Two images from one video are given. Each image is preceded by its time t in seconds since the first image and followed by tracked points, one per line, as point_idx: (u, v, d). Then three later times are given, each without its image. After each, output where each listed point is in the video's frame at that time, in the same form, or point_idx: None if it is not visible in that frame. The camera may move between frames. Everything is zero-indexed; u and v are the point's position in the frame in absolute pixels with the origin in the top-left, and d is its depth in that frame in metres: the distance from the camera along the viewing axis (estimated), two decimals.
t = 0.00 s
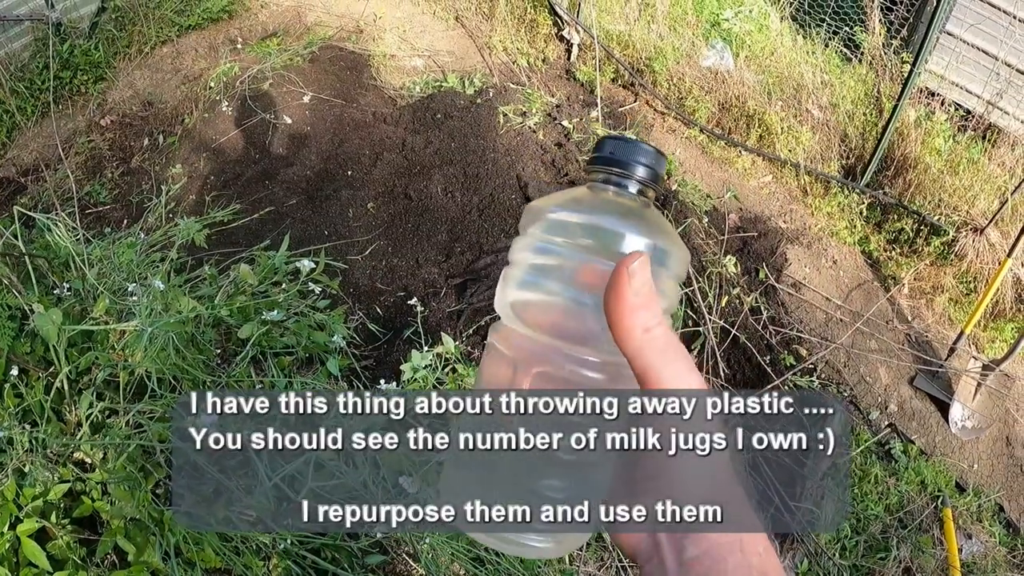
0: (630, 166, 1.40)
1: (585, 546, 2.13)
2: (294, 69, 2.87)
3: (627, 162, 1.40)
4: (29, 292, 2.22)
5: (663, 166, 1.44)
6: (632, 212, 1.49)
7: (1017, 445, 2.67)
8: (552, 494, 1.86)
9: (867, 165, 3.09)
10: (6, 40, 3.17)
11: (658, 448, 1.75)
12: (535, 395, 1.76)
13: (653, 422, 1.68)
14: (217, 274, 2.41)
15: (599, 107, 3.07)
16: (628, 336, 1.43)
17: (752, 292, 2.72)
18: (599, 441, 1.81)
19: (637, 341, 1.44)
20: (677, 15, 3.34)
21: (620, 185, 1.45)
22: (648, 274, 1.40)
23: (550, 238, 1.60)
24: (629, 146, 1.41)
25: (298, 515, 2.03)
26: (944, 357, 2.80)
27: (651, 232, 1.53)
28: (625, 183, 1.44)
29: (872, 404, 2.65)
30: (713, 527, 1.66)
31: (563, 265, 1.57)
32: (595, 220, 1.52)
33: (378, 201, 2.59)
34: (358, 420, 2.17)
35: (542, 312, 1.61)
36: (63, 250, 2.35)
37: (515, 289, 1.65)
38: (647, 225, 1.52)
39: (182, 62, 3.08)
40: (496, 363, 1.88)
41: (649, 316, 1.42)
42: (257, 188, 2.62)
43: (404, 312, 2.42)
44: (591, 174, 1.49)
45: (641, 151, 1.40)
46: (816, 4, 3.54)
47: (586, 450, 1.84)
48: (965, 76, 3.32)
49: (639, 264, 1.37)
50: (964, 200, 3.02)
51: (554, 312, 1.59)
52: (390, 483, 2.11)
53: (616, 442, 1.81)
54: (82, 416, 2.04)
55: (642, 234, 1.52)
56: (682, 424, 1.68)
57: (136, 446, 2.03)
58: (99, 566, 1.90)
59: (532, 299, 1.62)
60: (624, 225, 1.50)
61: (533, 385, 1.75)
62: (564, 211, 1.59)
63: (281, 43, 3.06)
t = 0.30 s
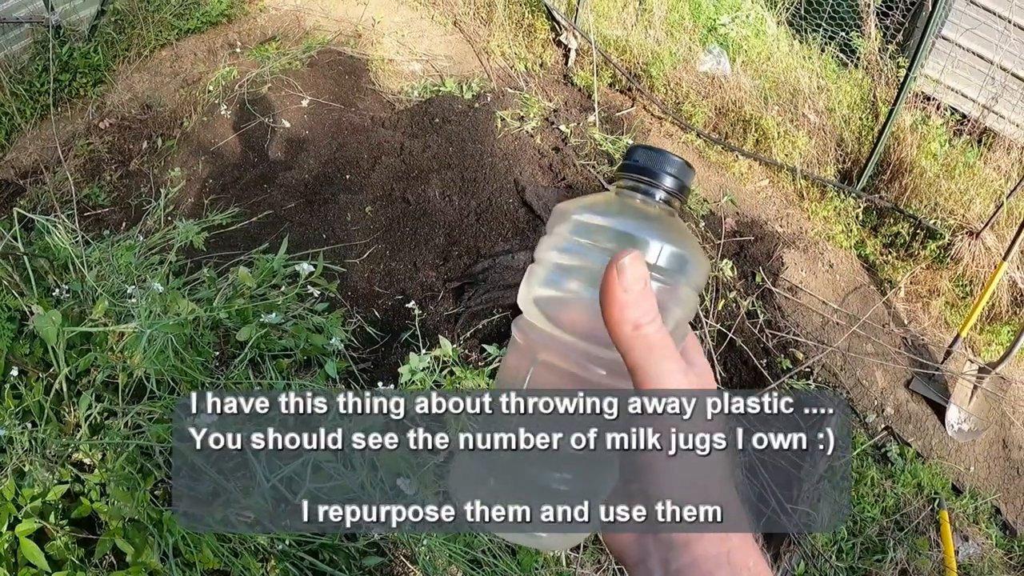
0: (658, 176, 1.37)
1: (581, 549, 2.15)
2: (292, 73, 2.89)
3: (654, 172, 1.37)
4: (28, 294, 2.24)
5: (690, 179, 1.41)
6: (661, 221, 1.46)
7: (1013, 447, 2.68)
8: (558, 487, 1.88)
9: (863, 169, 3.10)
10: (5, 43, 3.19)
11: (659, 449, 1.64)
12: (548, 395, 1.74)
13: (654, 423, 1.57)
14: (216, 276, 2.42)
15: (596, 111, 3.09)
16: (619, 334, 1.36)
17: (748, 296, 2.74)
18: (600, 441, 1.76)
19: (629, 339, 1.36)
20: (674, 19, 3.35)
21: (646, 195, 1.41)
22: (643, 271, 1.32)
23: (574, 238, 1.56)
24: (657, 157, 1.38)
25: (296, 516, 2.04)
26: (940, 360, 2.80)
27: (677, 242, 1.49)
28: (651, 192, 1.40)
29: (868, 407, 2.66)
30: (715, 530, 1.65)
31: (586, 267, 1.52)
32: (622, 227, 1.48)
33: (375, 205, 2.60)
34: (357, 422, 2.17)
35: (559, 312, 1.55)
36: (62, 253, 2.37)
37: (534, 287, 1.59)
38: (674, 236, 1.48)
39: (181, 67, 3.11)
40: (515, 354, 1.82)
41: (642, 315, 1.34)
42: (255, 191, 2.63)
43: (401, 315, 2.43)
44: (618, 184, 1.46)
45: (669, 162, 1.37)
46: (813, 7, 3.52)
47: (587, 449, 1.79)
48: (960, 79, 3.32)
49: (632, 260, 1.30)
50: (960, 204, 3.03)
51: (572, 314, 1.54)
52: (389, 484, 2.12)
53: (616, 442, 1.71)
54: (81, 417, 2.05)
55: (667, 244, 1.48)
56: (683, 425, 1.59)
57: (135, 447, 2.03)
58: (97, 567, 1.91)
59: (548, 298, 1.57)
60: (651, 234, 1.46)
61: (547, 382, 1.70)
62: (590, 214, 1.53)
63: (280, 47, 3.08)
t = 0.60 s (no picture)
0: (609, 156, 1.16)
1: (582, 549, 2.13)
2: (294, 76, 2.90)
3: (604, 152, 1.16)
4: (30, 295, 2.25)
5: (649, 140, 1.19)
6: (610, 191, 1.35)
7: (1014, 448, 2.68)
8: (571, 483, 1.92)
9: (862, 172, 3.12)
10: (8, 46, 3.20)
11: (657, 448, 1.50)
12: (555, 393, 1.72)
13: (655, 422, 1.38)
14: (218, 278, 2.43)
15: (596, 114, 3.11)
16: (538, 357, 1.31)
17: (748, 297, 2.76)
18: (600, 442, 1.47)
19: (547, 360, 1.31)
20: (674, 22, 3.36)
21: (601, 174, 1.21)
22: (536, 290, 1.25)
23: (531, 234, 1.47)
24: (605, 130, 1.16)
25: (296, 516, 2.05)
26: (941, 362, 2.81)
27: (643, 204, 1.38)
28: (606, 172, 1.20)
29: (869, 408, 2.67)
30: (713, 529, 1.57)
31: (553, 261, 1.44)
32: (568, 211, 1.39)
33: (376, 208, 2.61)
34: (358, 423, 2.19)
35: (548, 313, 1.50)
36: (64, 254, 2.38)
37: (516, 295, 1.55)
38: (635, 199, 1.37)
39: (183, 70, 3.13)
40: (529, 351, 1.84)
41: (546, 337, 1.27)
42: (257, 195, 2.65)
43: (402, 317, 2.45)
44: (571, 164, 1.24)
45: (620, 136, 1.15)
46: (813, 10, 3.54)
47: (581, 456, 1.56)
48: (959, 82, 3.35)
49: (517, 285, 1.24)
50: (959, 205, 3.04)
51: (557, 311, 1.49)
52: (389, 484, 2.12)
53: (616, 442, 1.47)
54: (83, 417, 2.06)
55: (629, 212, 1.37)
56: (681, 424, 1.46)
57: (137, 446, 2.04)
58: (99, 566, 1.93)
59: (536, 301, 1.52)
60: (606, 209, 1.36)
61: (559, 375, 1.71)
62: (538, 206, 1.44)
63: (281, 51, 3.09)
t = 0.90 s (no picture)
0: (592, 168, 1.13)
1: (578, 549, 2.13)
2: (293, 75, 2.91)
3: (587, 168, 1.12)
4: (29, 291, 2.26)
5: (622, 135, 1.15)
6: (589, 200, 1.25)
7: (1010, 452, 2.69)
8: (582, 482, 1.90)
9: (860, 175, 3.13)
10: (8, 42, 3.22)
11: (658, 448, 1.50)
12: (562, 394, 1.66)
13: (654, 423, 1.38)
14: (216, 276, 2.44)
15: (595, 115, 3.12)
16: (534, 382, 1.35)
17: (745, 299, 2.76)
18: (599, 441, 1.47)
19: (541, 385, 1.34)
20: (674, 25, 3.38)
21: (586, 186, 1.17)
22: (519, 324, 1.27)
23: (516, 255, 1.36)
24: (581, 145, 1.12)
25: (293, 513, 2.05)
26: (937, 365, 2.82)
27: (625, 214, 1.27)
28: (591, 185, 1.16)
29: (865, 411, 2.68)
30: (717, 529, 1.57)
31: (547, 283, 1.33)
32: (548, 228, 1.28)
33: (375, 207, 2.62)
34: (356, 422, 2.19)
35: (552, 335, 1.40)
36: (63, 250, 2.39)
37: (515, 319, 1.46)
38: (618, 204, 1.26)
39: (183, 68, 3.13)
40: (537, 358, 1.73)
41: (537, 363, 1.29)
42: (256, 193, 2.65)
43: (400, 316, 2.45)
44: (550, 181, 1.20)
45: (595, 144, 1.12)
46: (812, 14, 3.57)
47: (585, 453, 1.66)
48: (957, 86, 3.36)
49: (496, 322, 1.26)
50: (956, 209, 3.05)
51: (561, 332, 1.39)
52: (386, 482, 2.13)
53: (616, 442, 1.48)
54: (81, 413, 2.07)
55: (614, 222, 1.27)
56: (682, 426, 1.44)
57: (135, 442, 2.05)
58: (95, 562, 1.92)
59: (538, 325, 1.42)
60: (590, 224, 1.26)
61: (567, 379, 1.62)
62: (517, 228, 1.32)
63: (281, 50, 3.10)
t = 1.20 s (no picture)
0: (685, 167, 1.23)
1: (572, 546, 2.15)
2: (290, 71, 2.91)
3: (678, 168, 1.23)
4: (25, 286, 2.27)
5: (719, 164, 1.26)
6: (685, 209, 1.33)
7: (1001, 451, 2.71)
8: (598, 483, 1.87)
9: (855, 175, 3.14)
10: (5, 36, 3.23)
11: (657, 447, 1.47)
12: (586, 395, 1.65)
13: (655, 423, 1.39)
14: (212, 271, 2.44)
15: (591, 113, 3.13)
16: (619, 344, 1.27)
17: (739, 299, 2.76)
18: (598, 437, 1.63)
19: (627, 349, 1.26)
20: (670, 24, 3.39)
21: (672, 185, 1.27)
22: (636, 273, 1.22)
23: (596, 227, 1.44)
24: (681, 146, 1.24)
25: (288, 508, 2.06)
26: (930, 364, 2.83)
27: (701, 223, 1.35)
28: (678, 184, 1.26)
29: (858, 410, 2.69)
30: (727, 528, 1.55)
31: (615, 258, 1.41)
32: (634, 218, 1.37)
33: (371, 204, 2.62)
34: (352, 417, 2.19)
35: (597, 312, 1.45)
36: (58, 246, 2.39)
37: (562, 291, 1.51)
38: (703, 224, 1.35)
39: (179, 63, 3.13)
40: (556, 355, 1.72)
41: (637, 323, 1.23)
42: (252, 188, 2.65)
43: (395, 312, 2.45)
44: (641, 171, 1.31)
45: (695, 153, 1.23)
46: (807, 14, 3.56)
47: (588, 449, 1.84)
48: (952, 87, 3.35)
49: (619, 262, 1.20)
50: (951, 209, 3.06)
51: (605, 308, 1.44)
52: (381, 478, 2.14)
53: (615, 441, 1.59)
54: (76, 408, 2.07)
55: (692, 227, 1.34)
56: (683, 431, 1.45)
57: (130, 436, 2.06)
58: (90, 557, 1.93)
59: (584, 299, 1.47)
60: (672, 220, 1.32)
61: (586, 381, 1.60)
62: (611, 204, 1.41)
63: (278, 46, 3.10)
